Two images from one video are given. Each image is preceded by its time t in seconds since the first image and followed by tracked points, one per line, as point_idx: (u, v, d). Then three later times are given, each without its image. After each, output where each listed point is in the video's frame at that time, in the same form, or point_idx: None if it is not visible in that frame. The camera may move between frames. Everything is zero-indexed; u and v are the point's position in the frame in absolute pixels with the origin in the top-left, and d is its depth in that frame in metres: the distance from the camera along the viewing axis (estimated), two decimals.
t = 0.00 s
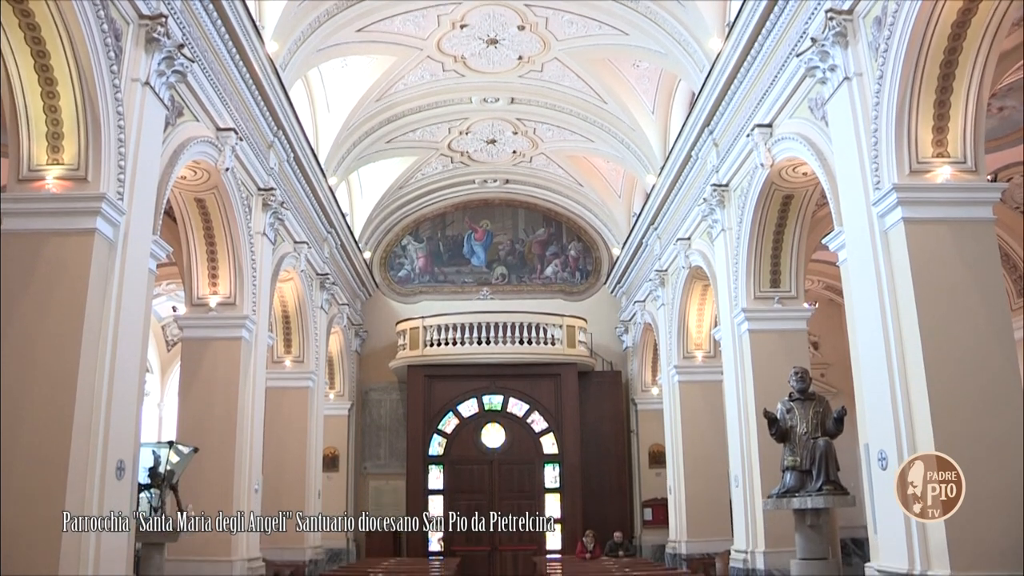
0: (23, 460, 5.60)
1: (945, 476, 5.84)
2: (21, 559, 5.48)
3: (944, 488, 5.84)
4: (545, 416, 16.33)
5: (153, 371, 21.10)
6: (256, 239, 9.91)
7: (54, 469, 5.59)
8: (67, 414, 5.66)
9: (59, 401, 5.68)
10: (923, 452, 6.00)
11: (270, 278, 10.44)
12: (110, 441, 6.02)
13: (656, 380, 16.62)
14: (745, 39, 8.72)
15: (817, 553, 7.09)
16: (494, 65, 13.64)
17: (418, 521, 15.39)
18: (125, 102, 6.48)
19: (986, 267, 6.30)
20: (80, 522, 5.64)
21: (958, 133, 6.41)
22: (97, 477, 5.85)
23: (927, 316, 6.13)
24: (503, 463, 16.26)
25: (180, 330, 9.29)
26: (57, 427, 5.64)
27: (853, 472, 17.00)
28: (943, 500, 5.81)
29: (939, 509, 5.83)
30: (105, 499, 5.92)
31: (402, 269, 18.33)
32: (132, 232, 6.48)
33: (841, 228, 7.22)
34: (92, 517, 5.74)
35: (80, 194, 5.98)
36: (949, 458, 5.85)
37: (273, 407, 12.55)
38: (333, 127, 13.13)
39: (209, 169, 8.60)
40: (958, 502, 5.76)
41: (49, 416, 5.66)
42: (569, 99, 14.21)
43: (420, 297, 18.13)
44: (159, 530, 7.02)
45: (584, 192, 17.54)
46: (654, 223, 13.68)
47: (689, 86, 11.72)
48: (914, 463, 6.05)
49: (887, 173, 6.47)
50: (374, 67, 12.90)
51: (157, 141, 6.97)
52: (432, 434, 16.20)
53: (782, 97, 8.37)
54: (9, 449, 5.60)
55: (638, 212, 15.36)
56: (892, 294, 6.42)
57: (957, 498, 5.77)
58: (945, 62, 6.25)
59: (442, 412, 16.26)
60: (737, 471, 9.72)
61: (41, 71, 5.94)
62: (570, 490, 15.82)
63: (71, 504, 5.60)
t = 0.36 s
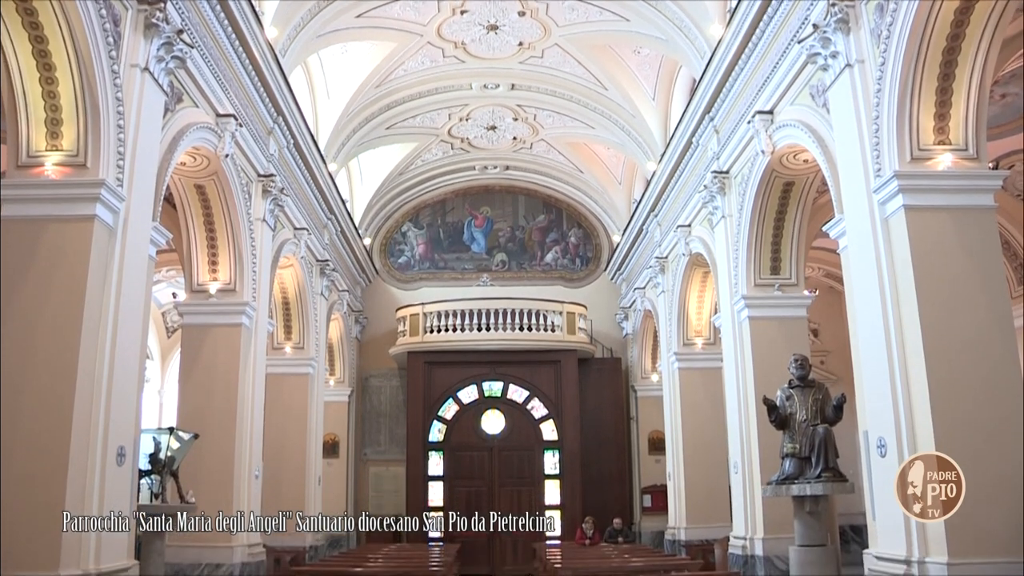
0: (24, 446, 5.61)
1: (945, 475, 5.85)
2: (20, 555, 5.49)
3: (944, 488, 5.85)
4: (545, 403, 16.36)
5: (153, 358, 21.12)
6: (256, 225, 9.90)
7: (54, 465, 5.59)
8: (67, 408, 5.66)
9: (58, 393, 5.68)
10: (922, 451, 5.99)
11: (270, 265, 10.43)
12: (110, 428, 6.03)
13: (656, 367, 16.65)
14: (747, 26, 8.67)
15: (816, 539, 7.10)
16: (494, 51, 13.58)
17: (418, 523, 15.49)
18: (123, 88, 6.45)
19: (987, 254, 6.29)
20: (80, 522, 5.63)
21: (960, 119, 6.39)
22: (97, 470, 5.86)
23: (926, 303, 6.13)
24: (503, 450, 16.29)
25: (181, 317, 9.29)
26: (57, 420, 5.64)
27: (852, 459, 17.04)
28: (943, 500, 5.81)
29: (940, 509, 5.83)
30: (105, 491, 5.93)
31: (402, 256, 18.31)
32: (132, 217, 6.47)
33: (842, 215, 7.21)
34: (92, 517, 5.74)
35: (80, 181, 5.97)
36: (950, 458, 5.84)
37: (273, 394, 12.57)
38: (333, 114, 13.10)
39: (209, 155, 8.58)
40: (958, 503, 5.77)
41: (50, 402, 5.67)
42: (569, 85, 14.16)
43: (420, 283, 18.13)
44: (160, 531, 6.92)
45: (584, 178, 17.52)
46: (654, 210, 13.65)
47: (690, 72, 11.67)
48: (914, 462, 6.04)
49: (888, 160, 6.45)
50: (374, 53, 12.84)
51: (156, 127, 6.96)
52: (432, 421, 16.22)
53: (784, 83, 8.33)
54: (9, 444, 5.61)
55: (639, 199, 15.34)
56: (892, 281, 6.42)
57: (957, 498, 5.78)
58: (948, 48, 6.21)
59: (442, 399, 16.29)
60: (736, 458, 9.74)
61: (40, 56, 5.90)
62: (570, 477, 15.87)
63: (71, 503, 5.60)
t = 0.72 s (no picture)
0: (25, 431, 5.62)
1: (946, 476, 5.84)
2: (22, 545, 5.50)
3: (944, 488, 5.84)
4: (544, 387, 16.39)
5: (154, 342, 21.16)
6: (256, 210, 9.89)
7: (54, 461, 5.59)
8: (68, 402, 5.65)
9: (59, 382, 5.68)
10: (924, 452, 5.98)
11: (270, 249, 10.42)
12: (110, 413, 6.04)
13: (655, 352, 16.67)
14: (749, 10, 8.62)
15: (814, 524, 7.16)
16: (494, 36, 13.51)
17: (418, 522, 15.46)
18: (123, 72, 6.43)
19: (988, 241, 6.28)
20: (81, 522, 5.62)
21: (962, 105, 6.37)
22: (98, 461, 5.86)
23: (927, 290, 6.12)
24: (503, 434, 16.33)
25: (180, 301, 9.29)
26: (57, 411, 5.64)
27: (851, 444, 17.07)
28: (943, 501, 5.81)
29: (940, 510, 5.83)
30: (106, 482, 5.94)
31: (402, 240, 18.30)
32: (132, 201, 6.46)
33: (843, 201, 7.19)
34: (92, 517, 5.72)
35: (79, 165, 5.95)
36: (950, 459, 5.84)
37: (274, 378, 12.60)
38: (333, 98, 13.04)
39: (208, 140, 8.56)
40: (958, 503, 5.77)
41: (51, 387, 5.68)
42: (570, 69, 14.09)
43: (420, 268, 18.12)
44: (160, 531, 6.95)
45: (584, 163, 17.48)
46: (654, 195, 13.61)
47: (692, 56, 11.61)
48: (914, 463, 6.03)
49: (889, 145, 6.43)
50: (374, 37, 12.78)
51: (156, 111, 6.93)
52: (432, 405, 16.25)
53: (786, 67, 8.29)
54: (9, 440, 5.61)
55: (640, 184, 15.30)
56: (893, 267, 6.41)
57: (957, 498, 5.77)
58: (951, 34, 6.17)
59: (442, 383, 16.31)
60: (735, 443, 9.76)
61: (38, 40, 5.87)
62: (570, 461, 15.91)
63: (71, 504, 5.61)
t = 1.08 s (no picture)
0: (26, 417, 5.63)
1: (946, 476, 5.83)
2: (23, 530, 5.52)
3: (944, 488, 5.82)
4: (544, 373, 16.41)
5: (154, 329, 21.17)
6: (256, 195, 9.87)
7: (54, 456, 5.60)
8: (68, 399, 5.65)
9: (59, 372, 5.69)
10: (924, 452, 5.96)
11: (270, 235, 10.41)
12: (111, 399, 6.04)
13: (655, 338, 16.71)
14: None
15: (813, 510, 7.20)
16: (495, 21, 13.48)
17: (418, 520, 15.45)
18: (122, 57, 6.40)
19: (989, 228, 6.27)
20: (81, 522, 5.63)
21: (964, 92, 6.33)
22: (98, 454, 5.87)
23: (928, 277, 6.11)
24: (502, 420, 16.36)
25: (180, 287, 9.29)
26: (57, 404, 5.65)
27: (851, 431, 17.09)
28: (943, 501, 5.79)
29: (939, 509, 5.81)
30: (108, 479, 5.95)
31: (402, 226, 18.27)
32: (131, 187, 6.44)
33: (844, 187, 7.18)
34: (92, 516, 5.72)
35: (79, 150, 5.93)
36: (951, 460, 5.82)
37: (274, 364, 12.62)
38: (334, 84, 12.99)
39: (208, 125, 8.53)
40: (958, 503, 5.76)
41: (52, 373, 5.68)
42: (571, 54, 14.04)
43: (420, 254, 18.10)
44: (160, 530, 6.98)
45: (585, 149, 17.44)
46: (655, 181, 13.58)
47: (693, 42, 11.55)
48: (914, 463, 6.01)
49: (891, 132, 6.41)
50: (374, 21, 12.72)
51: (155, 96, 6.90)
52: (432, 391, 16.29)
53: (787, 53, 8.25)
54: (9, 439, 5.62)
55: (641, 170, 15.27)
56: (893, 254, 6.40)
57: (957, 498, 5.76)
58: (954, 19, 6.12)
59: (442, 369, 16.33)
60: (735, 429, 9.78)
61: (36, 24, 5.82)
62: (570, 447, 15.95)
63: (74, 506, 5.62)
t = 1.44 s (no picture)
0: (26, 402, 5.64)
1: (946, 476, 5.82)
2: (25, 515, 5.54)
3: (944, 488, 5.82)
4: (544, 358, 16.43)
5: (154, 313, 21.20)
6: (256, 180, 9.85)
7: (55, 448, 5.61)
8: (67, 391, 5.65)
9: (59, 359, 5.69)
10: (924, 452, 5.96)
11: (270, 219, 10.40)
12: (111, 384, 6.05)
13: (656, 322, 16.75)
14: None
15: (812, 495, 7.23)
16: (495, 5, 13.51)
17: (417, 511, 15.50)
18: (120, 41, 6.36)
19: (990, 214, 6.25)
20: (86, 521, 5.64)
21: (967, 76, 6.30)
22: (99, 443, 5.87)
23: (928, 263, 6.10)
24: (502, 404, 16.40)
25: (180, 272, 9.28)
26: (58, 394, 5.65)
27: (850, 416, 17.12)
28: (942, 500, 5.79)
29: (939, 509, 5.80)
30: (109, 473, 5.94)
31: (402, 211, 18.24)
32: (131, 171, 6.43)
33: (846, 173, 7.16)
34: (93, 512, 5.70)
35: (78, 134, 5.91)
36: (951, 459, 5.82)
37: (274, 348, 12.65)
38: (333, 68, 12.94)
39: (208, 110, 8.51)
40: (958, 503, 5.75)
41: (52, 358, 5.69)
42: (572, 39, 13.98)
43: (420, 238, 18.08)
44: (160, 530, 6.98)
45: (585, 133, 17.40)
46: (656, 166, 13.54)
47: (694, 26, 11.48)
48: (914, 463, 6.00)
49: (893, 117, 6.38)
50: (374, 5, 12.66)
51: (155, 80, 6.87)
52: (432, 375, 16.32)
53: (789, 38, 8.21)
54: (9, 432, 5.62)
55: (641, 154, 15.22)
56: (895, 241, 6.38)
57: (957, 498, 5.76)
58: (958, 4, 6.05)
59: (442, 353, 16.35)
60: (735, 415, 9.80)
61: (33, 8, 5.77)
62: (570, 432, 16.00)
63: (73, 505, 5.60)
